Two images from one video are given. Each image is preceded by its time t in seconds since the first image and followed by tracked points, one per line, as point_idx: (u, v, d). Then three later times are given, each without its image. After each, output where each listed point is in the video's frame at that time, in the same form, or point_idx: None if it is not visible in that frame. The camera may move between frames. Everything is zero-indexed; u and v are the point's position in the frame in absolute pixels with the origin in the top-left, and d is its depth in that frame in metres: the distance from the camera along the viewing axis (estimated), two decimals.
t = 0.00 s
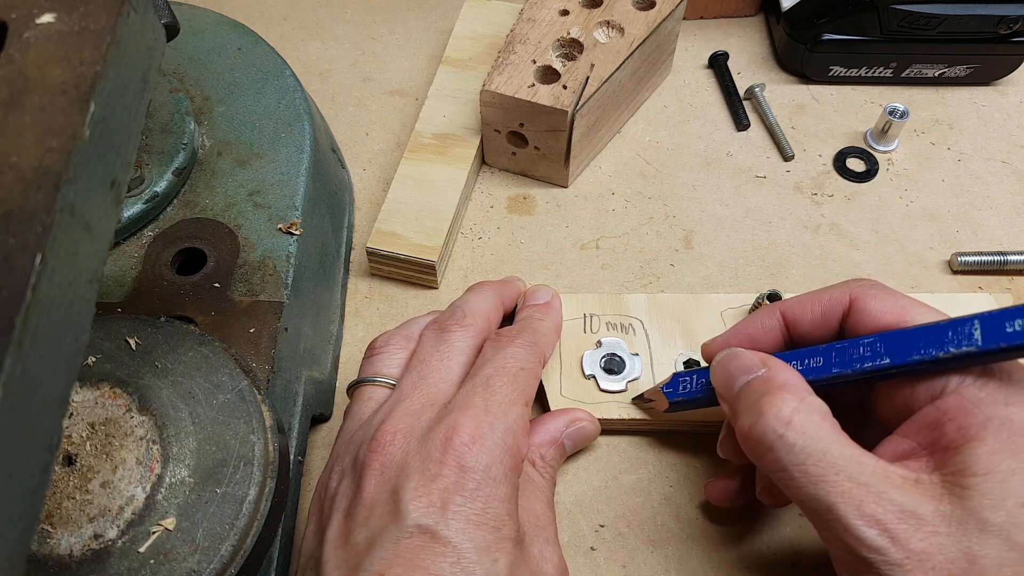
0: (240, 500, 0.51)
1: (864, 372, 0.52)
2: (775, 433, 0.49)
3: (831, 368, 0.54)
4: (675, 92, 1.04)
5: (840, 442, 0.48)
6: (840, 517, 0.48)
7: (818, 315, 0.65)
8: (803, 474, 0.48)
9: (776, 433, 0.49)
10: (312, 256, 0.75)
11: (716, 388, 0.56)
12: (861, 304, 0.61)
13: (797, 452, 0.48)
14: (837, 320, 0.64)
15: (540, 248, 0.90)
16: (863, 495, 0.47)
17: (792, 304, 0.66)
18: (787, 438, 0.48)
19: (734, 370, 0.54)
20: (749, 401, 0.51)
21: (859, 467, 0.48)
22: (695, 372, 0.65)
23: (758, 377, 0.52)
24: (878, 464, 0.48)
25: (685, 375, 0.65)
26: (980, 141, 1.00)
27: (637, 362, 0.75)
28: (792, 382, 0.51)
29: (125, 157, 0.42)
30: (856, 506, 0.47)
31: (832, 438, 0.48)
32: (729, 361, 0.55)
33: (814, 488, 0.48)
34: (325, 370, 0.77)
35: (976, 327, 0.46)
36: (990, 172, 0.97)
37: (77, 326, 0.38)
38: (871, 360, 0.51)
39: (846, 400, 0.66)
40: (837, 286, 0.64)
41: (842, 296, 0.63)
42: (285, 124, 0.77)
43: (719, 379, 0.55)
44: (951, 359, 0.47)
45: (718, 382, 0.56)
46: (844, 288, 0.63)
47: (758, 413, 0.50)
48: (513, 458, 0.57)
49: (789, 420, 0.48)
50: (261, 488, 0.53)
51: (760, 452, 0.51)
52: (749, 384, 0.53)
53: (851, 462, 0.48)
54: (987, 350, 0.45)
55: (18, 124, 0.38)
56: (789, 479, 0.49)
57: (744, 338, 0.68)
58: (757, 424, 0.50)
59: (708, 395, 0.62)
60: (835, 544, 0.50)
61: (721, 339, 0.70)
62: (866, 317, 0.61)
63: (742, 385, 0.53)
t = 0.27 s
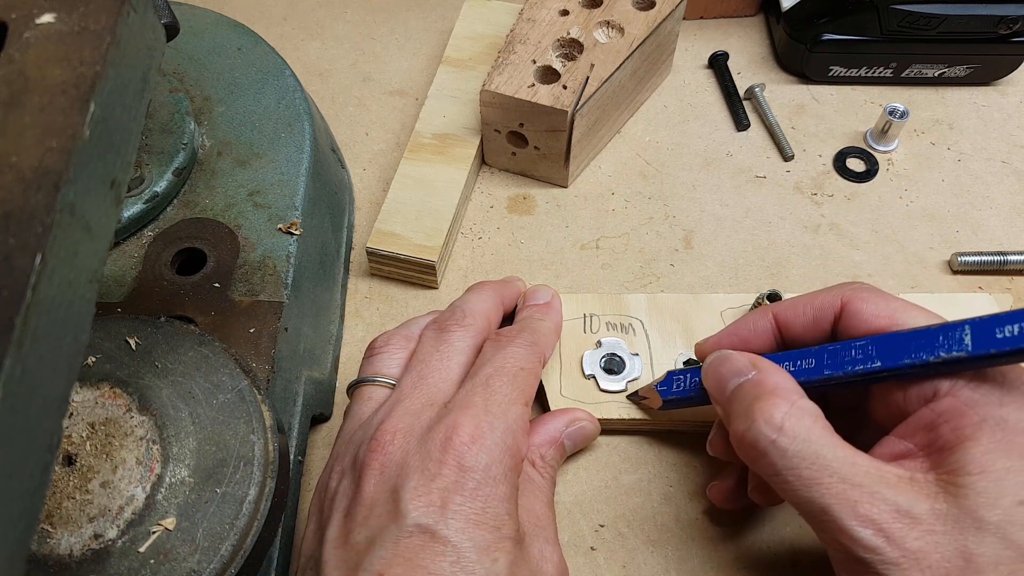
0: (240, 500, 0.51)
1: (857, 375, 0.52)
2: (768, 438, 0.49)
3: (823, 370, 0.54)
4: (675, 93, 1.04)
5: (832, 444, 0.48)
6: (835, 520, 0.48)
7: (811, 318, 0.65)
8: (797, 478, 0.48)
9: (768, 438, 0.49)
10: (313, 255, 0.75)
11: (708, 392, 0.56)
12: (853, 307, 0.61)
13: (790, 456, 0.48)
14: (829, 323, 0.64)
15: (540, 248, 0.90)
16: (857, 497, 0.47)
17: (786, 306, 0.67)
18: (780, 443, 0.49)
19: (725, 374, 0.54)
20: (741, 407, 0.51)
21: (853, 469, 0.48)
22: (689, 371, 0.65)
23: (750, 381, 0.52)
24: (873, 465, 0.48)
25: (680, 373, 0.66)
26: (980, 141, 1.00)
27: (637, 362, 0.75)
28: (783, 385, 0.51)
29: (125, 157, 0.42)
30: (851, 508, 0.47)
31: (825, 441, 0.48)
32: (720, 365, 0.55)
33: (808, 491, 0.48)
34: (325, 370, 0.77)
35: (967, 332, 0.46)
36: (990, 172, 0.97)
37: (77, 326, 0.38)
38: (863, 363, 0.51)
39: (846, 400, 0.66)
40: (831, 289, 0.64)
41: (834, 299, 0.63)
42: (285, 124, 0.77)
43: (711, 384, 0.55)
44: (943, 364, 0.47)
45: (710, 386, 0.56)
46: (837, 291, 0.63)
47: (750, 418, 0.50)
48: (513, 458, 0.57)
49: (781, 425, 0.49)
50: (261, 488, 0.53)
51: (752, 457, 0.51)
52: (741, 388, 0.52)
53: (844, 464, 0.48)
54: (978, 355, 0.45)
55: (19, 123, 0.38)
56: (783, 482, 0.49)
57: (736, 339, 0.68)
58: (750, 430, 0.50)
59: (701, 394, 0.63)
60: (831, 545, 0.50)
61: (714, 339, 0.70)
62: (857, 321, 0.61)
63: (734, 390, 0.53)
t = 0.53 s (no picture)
0: (240, 500, 0.51)
1: (863, 378, 0.52)
2: (772, 439, 0.49)
3: (828, 375, 0.54)
4: (675, 93, 1.04)
5: (837, 444, 0.48)
6: (841, 519, 0.48)
7: (812, 323, 0.65)
8: (802, 477, 0.49)
9: (773, 439, 0.49)
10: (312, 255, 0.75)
11: (713, 398, 0.57)
12: (853, 312, 0.61)
13: (795, 456, 0.49)
14: (831, 327, 0.64)
15: (540, 248, 0.90)
16: (863, 496, 0.47)
17: (785, 312, 0.67)
18: (784, 443, 0.49)
19: (728, 380, 0.55)
20: (745, 409, 0.52)
21: (858, 468, 0.48)
22: (692, 381, 0.65)
23: (753, 385, 0.53)
24: (877, 464, 0.48)
25: (683, 384, 0.65)
26: (981, 141, 1.00)
27: (637, 363, 0.75)
28: (787, 388, 0.51)
29: (125, 157, 0.42)
30: (857, 507, 0.47)
31: (829, 441, 0.48)
32: (724, 372, 0.55)
33: (814, 491, 0.48)
34: (325, 370, 0.77)
35: (973, 331, 0.46)
36: (990, 172, 0.97)
37: (77, 326, 0.38)
38: (869, 366, 0.51)
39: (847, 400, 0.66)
40: (830, 293, 0.64)
41: (834, 304, 0.63)
42: (285, 124, 0.77)
43: (715, 390, 0.56)
44: (949, 364, 0.47)
45: (714, 392, 0.56)
46: (836, 296, 0.63)
47: (754, 420, 0.50)
48: (513, 458, 0.57)
49: (785, 425, 0.49)
50: (261, 488, 0.53)
51: (758, 459, 0.51)
52: (744, 392, 0.53)
53: (849, 464, 0.48)
54: (984, 354, 0.45)
55: (19, 123, 0.38)
56: (789, 484, 0.49)
57: (739, 348, 0.68)
58: (754, 432, 0.50)
59: (706, 403, 0.63)
60: (838, 546, 0.50)
61: (715, 349, 0.70)
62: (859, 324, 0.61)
63: (738, 394, 0.53)
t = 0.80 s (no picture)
0: (240, 500, 0.51)
1: (882, 363, 0.52)
2: (792, 416, 0.49)
3: (847, 360, 0.54)
4: (675, 93, 1.04)
5: (856, 423, 0.48)
6: (860, 498, 0.47)
7: (832, 310, 0.65)
8: (822, 456, 0.48)
9: (793, 416, 0.49)
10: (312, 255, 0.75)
11: (732, 381, 0.57)
12: (876, 298, 0.61)
13: (814, 434, 0.48)
14: (851, 314, 0.64)
15: (540, 248, 0.90)
16: (881, 476, 0.47)
17: (806, 298, 0.66)
18: (805, 421, 0.48)
19: (749, 361, 0.54)
20: (765, 388, 0.51)
21: (877, 448, 0.47)
22: (708, 367, 0.65)
23: (775, 365, 0.52)
24: (894, 446, 0.48)
25: (698, 369, 0.65)
26: (981, 141, 1.00)
27: (637, 362, 0.75)
28: (808, 368, 0.51)
29: (125, 157, 0.42)
30: (874, 486, 0.47)
31: (849, 420, 0.48)
32: (745, 354, 0.55)
33: (832, 470, 0.48)
34: (325, 370, 0.77)
35: (994, 316, 0.46)
36: (990, 172, 0.97)
37: (77, 326, 0.37)
38: (889, 352, 0.51)
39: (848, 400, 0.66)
40: (851, 280, 0.64)
41: (856, 291, 0.63)
42: (285, 123, 0.77)
43: (736, 371, 0.55)
44: (970, 349, 0.47)
45: (734, 375, 0.56)
46: (857, 283, 0.63)
47: (774, 398, 0.50)
48: (513, 458, 0.57)
49: (806, 402, 0.48)
50: (261, 488, 0.53)
51: (777, 438, 0.50)
52: (765, 373, 0.53)
53: (868, 443, 0.47)
54: (1006, 339, 0.45)
55: (19, 123, 0.38)
56: (807, 463, 0.49)
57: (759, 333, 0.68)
58: (774, 410, 0.50)
59: (723, 388, 0.63)
60: (854, 527, 0.50)
61: (735, 335, 0.69)
62: (881, 310, 0.61)
63: (759, 374, 0.53)
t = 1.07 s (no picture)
0: (240, 500, 0.51)
1: (881, 366, 0.52)
2: (788, 417, 0.49)
3: (846, 363, 0.54)
4: (675, 93, 1.04)
5: (852, 424, 0.48)
6: (857, 498, 0.47)
7: (828, 314, 0.65)
8: (818, 456, 0.48)
9: (788, 418, 0.49)
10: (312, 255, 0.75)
11: (730, 384, 0.57)
12: (871, 302, 0.62)
13: (810, 434, 0.48)
14: (847, 318, 0.64)
15: (540, 248, 0.90)
16: (878, 475, 0.47)
17: (801, 301, 0.66)
18: (800, 422, 0.48)
19: (746, 364, 0.54)
20: (761, 390, 0.51)
21: (874, 448, 0.47)
22: (708, 371, 0.65)
23: (771, 368, 0.52)
24: (891, 446, 0.48)
25: (698, 374, 0.65)
26: (981, 141, 1.00)
27: (637, 363, 0.75)
28: (805, 370, 0.51)
29: (125, 157, 0.42)
30: (871, 486, 0.47)
31: (845, 420, 0.48)
32: (742, 358, 0.55)
33: (830, 470, 0.48)
34: (325, 370, 0.77)
35: (989, 319, 0.46)
36: (990, 172, 0.97)
37: (77, 326, 0.37)
38: (887, 355, 0.51)
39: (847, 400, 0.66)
40: (846, 284, 0.64)
41: (851, 295, 0.63)
42: (285, 123, 0.77)
43: (733, 374, 0.56)
44: (967, 351, 0.47)
45: (731, 378, 0.56)
46: (852, 287, 0.64)
47: (770, 400, 0.50)
48: (513, 458, 0.57)
49: (801, 404, 0.48)
50: (261, 488, 0.53)
51: (773, 439, 0.51)
52: (762, 376, 0.53)
53: (865, 443, 0.47)
54: (1001, 341, 0.45)
55: (19, 123, 0.38)
56: (803, 464, 0.49)
57: (755, 336, 0.68)
58: (770, 411, 0.50)
59: (722, 392, 0.62)
60: (853, 526, 0.50)
61: (731, 338, 0.69)
62: (877, 314, 0.61)
63: (755, 377, 0.53)
